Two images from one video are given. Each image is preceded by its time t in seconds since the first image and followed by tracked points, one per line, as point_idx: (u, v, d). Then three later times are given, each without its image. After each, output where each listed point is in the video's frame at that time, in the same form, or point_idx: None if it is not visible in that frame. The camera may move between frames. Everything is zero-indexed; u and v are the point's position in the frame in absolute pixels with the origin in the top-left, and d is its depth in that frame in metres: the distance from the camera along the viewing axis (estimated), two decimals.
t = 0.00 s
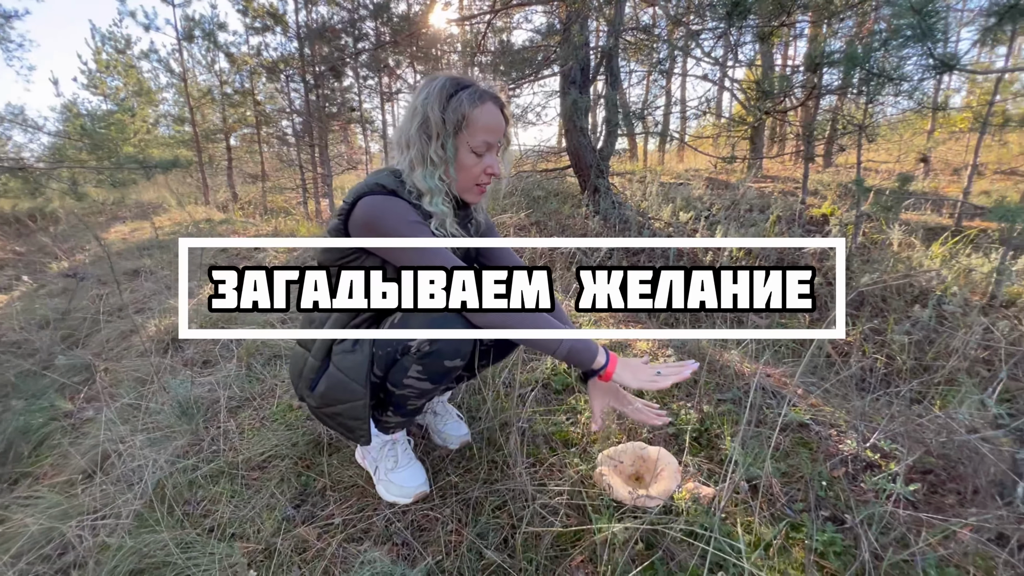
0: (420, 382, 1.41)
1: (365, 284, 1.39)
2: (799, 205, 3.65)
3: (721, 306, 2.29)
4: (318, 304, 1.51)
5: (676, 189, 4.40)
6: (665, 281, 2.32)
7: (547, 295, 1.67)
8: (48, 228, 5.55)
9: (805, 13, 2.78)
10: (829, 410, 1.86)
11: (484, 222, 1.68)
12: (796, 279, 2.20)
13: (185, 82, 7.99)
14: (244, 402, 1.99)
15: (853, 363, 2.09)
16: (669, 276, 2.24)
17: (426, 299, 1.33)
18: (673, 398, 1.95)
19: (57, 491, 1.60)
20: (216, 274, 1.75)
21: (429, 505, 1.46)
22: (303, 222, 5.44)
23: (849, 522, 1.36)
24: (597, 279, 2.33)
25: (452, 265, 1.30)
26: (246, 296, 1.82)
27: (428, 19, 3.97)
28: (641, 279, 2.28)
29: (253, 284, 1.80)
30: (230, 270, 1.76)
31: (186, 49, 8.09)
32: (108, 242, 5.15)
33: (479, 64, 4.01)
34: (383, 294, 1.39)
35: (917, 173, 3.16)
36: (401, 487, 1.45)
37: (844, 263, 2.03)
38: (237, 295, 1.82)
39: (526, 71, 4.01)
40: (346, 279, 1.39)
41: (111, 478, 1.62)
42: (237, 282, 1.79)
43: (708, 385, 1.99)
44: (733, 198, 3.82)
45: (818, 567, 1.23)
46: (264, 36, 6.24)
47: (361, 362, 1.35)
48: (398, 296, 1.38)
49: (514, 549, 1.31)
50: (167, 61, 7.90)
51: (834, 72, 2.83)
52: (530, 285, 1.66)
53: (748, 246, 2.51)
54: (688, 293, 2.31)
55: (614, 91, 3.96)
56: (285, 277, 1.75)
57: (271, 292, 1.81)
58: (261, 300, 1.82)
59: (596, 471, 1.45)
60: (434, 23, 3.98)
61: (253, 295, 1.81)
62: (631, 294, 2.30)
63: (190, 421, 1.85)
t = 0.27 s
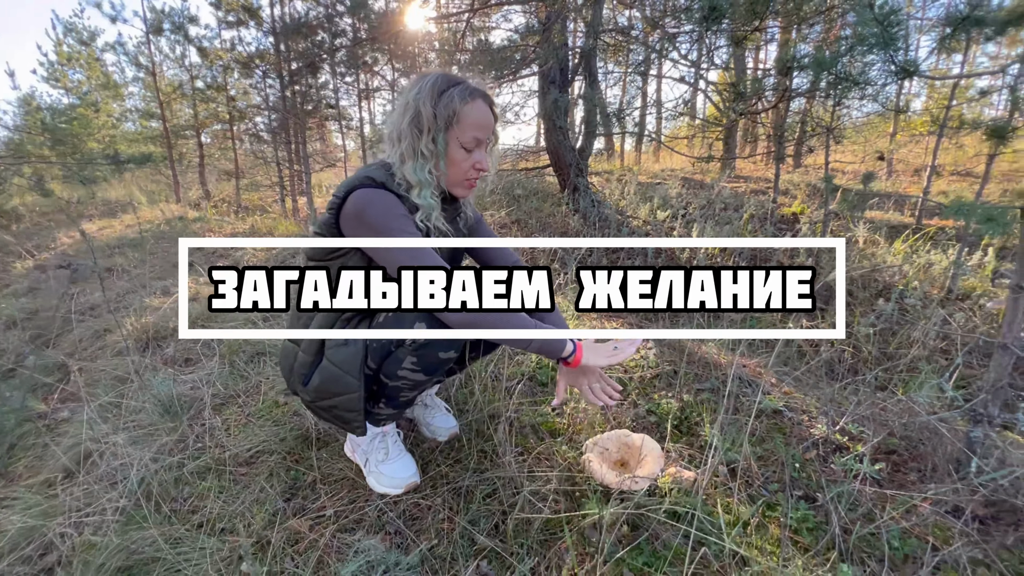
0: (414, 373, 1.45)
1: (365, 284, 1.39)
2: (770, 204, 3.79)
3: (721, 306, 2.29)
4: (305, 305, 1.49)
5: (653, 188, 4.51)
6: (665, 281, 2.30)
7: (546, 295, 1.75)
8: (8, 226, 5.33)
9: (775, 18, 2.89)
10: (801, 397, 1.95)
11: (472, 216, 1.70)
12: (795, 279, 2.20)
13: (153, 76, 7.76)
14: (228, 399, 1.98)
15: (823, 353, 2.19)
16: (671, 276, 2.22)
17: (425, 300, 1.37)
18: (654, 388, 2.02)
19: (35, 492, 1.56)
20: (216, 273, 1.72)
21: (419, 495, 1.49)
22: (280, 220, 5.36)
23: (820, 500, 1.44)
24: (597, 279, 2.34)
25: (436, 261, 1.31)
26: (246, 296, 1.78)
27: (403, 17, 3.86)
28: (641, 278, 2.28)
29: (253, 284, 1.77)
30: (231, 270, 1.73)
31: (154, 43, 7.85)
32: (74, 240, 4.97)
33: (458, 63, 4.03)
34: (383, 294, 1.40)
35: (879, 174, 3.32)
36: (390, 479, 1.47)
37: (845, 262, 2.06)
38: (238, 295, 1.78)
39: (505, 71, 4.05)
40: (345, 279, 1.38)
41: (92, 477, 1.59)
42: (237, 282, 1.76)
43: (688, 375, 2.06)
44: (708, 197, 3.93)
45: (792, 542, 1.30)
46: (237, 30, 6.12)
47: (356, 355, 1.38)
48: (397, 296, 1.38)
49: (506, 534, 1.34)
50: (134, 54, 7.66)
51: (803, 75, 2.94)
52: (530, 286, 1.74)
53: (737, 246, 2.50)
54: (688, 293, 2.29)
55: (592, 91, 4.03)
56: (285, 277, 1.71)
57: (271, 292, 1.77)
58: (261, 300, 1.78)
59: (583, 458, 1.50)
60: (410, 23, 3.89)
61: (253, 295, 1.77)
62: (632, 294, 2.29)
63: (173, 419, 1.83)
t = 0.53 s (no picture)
0: (411, 367, 1.47)
1: (365, 284, 1.34)
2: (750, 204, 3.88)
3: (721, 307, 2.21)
4: (304, 305, 1.46)
5: (635, 188, 4.58)
6: (665, 282, 2.19)
7: (546, 295, 1.75)
8: None
9: (753, 23, 2.97)
10: (782, 389, 2.01)
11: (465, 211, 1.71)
12: (795, 279, 2.11)
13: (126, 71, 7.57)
14: (215, 398, 1.95)
15: (802, 346, 2.27)
16: (670, 276, 2.11)
17: (427, 300, 1.43)
18: (642, 381, 2.06)
19: (16, 493, 1.52)
20: (216, 273, 1.69)
21: (414, 488, 1.50)
22: (261, 219, 5.29)
23: (802, 485, 1.49)
24: (596, 279, 2.23)
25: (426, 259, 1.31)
26: (246, 296, 1.73)
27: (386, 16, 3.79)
28: (641, 278, 2.16)
29: (253, 285, 1.71)
30: (230, 270, 1.70)
31: (127, 37, 7.64)
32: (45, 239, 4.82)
33: (441, 62, 4.04)
34: (383, 294, 1.34)
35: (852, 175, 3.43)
36: (386, 475, 1.47)
37: (845, 262, 1.97)
38: (237, 296, 1.74)
39: (489, 71, 4.07)
40: (345, 279, 1.35)
41: (76, 477, 1.55)
42: (237, 282, 1.73)
43: (674, 368, 2.11)
44: (690, 196, 4.01)
45: (777, 525, 1.35)
46: (215, 26, 6.02)
47: (353, 349, 1.39)
48: (398, 296, 1.34)
49: (501, 524, 1.37)
50: (106, 49, 7.47)
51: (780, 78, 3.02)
52: (530, 286, 1.76)
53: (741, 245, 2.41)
54: (688, 293, 2.19)
55: (575, 91, 4.08)
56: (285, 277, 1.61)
57: (271, 292, 1.70)
58: (261, 300, 1.72)
59: (575, 449, 1.53)
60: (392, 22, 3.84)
61: (253, 296, 1.72)
62: (630, 295, 2.16)
63: (159, 418, 1.80)
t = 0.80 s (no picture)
0: (409, 362, 1.47)
1: (365, 284, 1.30)
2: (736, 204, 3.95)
3: (721, 307, 2.20)
4: (304, 305, 1.44)
5: (624, 189, 4.62)
6: (664, 281, 2.21)
7: (547, 295, 1.69)
8: None
9: (738, 27, 2.99)
10: (772, 384, 2.05)
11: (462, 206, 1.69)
12: (795, 279, 2.14)
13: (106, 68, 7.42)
14: (207, 397, 1.93)
15: (790, 342, 2.31)
16: (671, 276, 2.13)
17: (427, 300, 1.43)
18: (635, 377, 2.08)
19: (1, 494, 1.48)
20: (215, 273, 1.67)
21: (413, 484, 1.50)
22: (247, 219, 5.21)
23: (795, 475, 1.52)
24: (596, 280, 2.27)
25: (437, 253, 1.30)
26: (246, 296, 1.72)
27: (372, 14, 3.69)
28: (641, 278, 2.18)
29: (253, 284, 1.69)
30: (230, 269, 1.68)
31: (106, 33, 7.48)
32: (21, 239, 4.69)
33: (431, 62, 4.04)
34: (383, 294, 1.29)
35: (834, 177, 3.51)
36: (384, 471, 1.47)
37: (845, 261, 2.00)
38: (237, 295, 1.72)
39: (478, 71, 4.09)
40: (345, 279, 1.33)
41: (65, 477, 1.52)
42: (237, 282, 1.71)
43: (667, 364, 2.14)
44: (678, 197, 4.06)
45: (771, 514, 1.38)
46: (198, 23, 5.93)
47: (349, 343, 1.38)
48: (398, 296, 1.29)
49: (501, 518, 1.37)
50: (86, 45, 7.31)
51: (765, 80, 3.08)
52: (531, 285, 1.73)
53: (738, 246, 2.43)
54: (688, 293, 2.20)
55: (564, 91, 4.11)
56: (285, 276, 1.57)
57: (271, 291, 1.67)
58: (261, 300, 1.70)
59: (573, 443, 1.54)
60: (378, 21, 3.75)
61: (253, 295, 1.70)
62: (631, 294, 2.17)
63: (150, 417, 1.77)
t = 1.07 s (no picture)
0: (409, 361, 1.47)
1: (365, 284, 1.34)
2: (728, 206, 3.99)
3: (721, 307, 2.19)
4: (303, 306, 1.43)
5: (617, 191, 4.65)
6: (665, 281, 2.16)
7: (546, 295, 1.79)
8: None
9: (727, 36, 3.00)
10: (767, 382, 2.07)
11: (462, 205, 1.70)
12: (795, 279, 2.15)
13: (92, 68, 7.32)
14: (202, 399, 1.90)
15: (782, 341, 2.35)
16: (671, 276, 2.09)
17: (426, 300, 1.38)
18: (633, 376, 2.09)
19: None
20: (215, 273, 1.66)
21: (413, 484, 1.50)
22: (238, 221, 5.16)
23: (793, 472, 1.54)
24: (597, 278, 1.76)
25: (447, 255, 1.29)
26: (246, 296, 1.69)
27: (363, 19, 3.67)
28: (641, 278, 2.11)
29: (253, 284, 1.66)
30: (231, 270, 1.67)
31: (93, 33, 7.39)
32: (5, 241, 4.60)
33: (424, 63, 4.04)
34: (383, 294, 1.34)
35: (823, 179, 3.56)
36: (386, 471, 1.47)
37: (845, 261, 1.98)
38: (238, 296, 1.70)
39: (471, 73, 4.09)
40: (345, 279, 1.35)
41: (57, 481, 1.49)
42: (237, 282, 1.70)
43: (664, 363, 2.15)
44: (671, 199, 4.09)
45: (771, 511, 1.39)
46: (187, 23, 5.87)
47: (350, 342, 1.37)
48: (398, 296, 1.34)
49: (503, 517, 1.37)
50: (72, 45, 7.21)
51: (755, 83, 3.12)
52: (530, 285, 1.77)
53: (734, 245, 2.43)
54: (688, 293, 2.19)
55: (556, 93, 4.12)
56: (285, 277, 1.55)
57: (271, 291, 1.64)
58: (261, 300, 1.67)
59: (574, 442, 1.54)
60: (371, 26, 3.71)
61: (253, 295, 1.67)
62: (632, 294, 2.09)
63: (144, 420, 1.74)
